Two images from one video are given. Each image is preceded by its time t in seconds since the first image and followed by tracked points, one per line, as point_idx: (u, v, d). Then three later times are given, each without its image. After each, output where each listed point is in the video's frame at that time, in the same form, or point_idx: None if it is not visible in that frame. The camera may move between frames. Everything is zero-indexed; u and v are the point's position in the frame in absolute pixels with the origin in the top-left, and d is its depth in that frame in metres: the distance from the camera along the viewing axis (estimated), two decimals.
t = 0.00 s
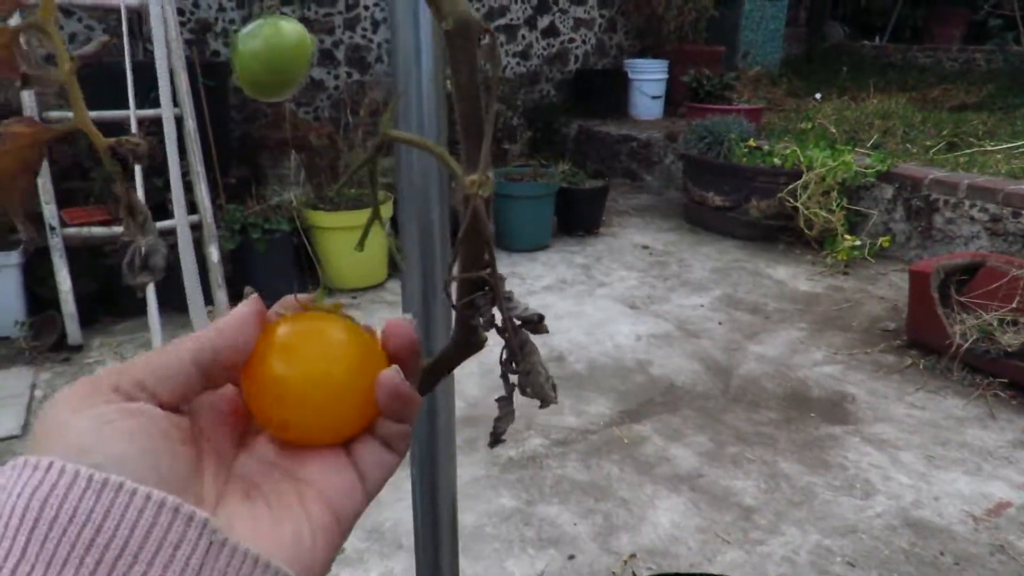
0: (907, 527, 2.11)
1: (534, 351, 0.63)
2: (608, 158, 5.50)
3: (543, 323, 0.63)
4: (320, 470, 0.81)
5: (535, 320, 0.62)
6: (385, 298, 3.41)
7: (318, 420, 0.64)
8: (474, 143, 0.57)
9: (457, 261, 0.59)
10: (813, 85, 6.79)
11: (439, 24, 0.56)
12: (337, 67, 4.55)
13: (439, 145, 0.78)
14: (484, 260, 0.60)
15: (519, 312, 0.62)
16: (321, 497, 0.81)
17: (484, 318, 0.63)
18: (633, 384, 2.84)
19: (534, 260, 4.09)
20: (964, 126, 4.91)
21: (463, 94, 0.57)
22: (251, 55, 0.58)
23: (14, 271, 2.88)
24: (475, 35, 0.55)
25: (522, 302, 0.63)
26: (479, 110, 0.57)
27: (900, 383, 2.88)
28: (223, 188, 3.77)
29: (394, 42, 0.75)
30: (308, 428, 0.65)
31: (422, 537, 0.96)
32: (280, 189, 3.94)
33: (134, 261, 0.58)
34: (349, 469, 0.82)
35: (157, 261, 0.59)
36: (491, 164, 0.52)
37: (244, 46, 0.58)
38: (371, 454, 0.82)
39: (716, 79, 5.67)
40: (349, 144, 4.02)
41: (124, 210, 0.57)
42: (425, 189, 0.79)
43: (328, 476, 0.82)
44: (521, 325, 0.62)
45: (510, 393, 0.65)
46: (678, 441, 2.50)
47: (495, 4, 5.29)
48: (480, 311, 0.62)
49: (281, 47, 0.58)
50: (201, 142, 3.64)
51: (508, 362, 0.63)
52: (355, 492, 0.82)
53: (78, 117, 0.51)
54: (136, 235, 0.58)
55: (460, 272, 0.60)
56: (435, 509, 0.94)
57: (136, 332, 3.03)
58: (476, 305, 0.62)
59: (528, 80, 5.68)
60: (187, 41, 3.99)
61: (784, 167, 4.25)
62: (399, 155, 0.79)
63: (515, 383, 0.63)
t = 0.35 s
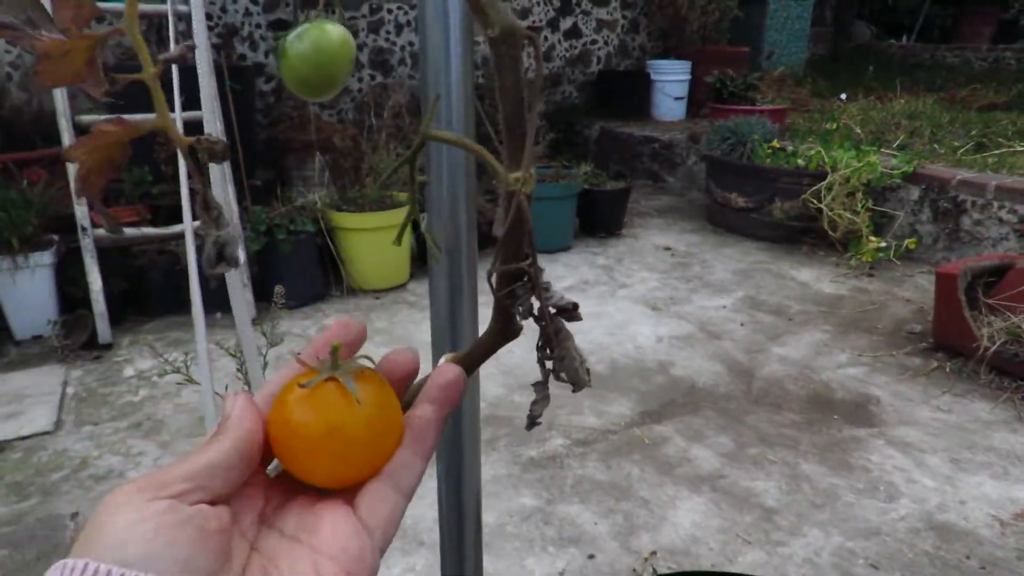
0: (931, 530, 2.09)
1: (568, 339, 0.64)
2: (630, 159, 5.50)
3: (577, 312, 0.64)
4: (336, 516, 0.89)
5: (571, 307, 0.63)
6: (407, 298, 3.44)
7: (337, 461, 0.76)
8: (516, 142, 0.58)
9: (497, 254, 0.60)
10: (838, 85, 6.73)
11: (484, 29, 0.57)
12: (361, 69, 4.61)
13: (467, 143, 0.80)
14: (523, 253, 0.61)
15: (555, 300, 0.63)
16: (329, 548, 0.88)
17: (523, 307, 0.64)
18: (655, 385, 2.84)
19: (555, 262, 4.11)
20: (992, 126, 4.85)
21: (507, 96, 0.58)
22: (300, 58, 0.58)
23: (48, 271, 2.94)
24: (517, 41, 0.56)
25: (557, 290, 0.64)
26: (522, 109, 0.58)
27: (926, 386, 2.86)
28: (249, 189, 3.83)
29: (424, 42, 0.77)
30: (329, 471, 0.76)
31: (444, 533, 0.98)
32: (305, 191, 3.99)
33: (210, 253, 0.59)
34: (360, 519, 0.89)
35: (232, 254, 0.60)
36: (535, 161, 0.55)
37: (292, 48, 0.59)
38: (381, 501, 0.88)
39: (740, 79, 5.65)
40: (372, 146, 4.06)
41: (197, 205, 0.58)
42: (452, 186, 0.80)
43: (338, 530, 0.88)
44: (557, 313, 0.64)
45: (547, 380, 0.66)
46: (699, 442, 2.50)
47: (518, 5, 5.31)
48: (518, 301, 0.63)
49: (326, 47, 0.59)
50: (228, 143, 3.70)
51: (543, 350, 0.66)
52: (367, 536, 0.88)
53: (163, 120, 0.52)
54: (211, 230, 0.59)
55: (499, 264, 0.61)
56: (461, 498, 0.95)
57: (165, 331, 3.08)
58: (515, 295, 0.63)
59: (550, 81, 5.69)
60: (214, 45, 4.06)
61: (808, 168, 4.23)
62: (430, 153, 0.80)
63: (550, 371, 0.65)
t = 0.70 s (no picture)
0: (947, 535, 2.08)
1: (574, 342, 0.61)
2: (643, 161, 5.50)
3: (584, 314, 0.61)
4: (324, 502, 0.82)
5: (576, 310, 0.60)
6: (420, 299, 3.45)
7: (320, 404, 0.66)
8: (521, 144, 0.54)
9: (501, 254, 0.57)
10: (853, 86, 6.69)
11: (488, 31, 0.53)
12: (374, 72, 4.62)
13: (479, 144, 0.80)
14: (527, 253, 0.58)
15: (560, 302, 0.60)
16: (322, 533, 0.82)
17: (527, 308, 0.61)
18: (667, 388, 2.84)
19: (567, 263, 4.11)
20: (1011, 127, 4.80)
21: (511, 97, 0.53)
22: (310, 60, 0.58)
23: (66, 271, 2.97)
24: (522, 41, 0.52)
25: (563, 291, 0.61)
26: (526, 109, 0.54)
27: (942, 389, 2.83)
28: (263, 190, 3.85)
29: (435, 45, 0.78)
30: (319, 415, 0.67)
31: (457, 531, 0.99)
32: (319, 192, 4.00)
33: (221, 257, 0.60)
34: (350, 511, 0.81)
35: (240, 257, 0.61)
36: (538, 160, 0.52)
37: (302, 49, 0.59)
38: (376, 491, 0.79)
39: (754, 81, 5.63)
40: (385, 147, 4.08)
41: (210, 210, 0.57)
42: (463, 188, 0.81)
43: (322, 514, 0.82)
44: (562, 315, 0.60)
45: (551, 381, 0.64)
46: (712, 444, 2.49)
47: (531, 7, 5.31)
48: (523, 302, 0.60)
49: (337, 52, 0.59)
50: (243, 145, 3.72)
51: (549, 352, 0.63)
52: (350, 526, 0.82)
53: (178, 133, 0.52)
54: (223, 235, 0.58)
55: (503, 266, 0.58)
56: (472, 496, 0.96)
57: (180, 331, 3.10)
58: (520, 296, 0.60)
59: (563, 83, 5.69)
60: (230, 48, 4.09)
61: (822, 170, 4.21)
62: (442, 157, 0.81)
63: (556, 373, 0.62)
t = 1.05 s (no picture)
0: (955, 538, 2.07)
1: (574, 344, 0.61)
2: (650, 162, 5.50)
3: (584, 316, 0.61)
4: (337, 524, 0.83)
5: (576, 312, 0.61)
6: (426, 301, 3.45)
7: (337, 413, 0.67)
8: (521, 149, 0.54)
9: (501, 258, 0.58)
10: (861, 87, 6.67)
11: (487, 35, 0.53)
12: (381, 74, 4.63)
13: (480, 146, 0.81)
14: (528, 257, 0.58)
15: (560, 305, 0.60)
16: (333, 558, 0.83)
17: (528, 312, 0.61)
18: (673, 390, 2.83)
19: (573, 265, 4.11)
20: (1019, 128, 4.78)
21: (509, 103, 0.54)
22: (311, 65, 0.59)
23: (74, 274, 2.99)
24: (521, 46, 0.52)
25: (562, 294, 0.62)
26: (526, 115, 0.54)
27: (950, 392, 2.82)
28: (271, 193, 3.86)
29: (437, 46, 0.78)
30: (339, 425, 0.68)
31: (460, 533, 0.99)
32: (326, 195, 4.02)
33: (228, 265, 0.59)
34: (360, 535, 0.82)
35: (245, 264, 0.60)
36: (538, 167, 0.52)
37: (303, 55, 0.59)
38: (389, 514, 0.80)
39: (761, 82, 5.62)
40: (391, 150, 4.09)
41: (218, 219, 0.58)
42: (465, 191, 0.81)
43: (335, 535, 0.83)
44: (562, 318, 0.61)
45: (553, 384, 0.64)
46: (718, 447, 2.49)
47: (537, 10, 5.32)
48: (523, 306, 0.61)
49: (337, 56, 0.59)
50: (251, 149, 3.74)
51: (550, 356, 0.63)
52: (364, 555, 0.82)
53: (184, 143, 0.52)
54: (228, 242, 0.59)
55: (504, 270, 0.58)
56: (474, 498, 0.96)
57: (187, 333, 3.12)
58: (521, 299, 0.60)
59: (569, 85, 5.69)
60: (237, 52, 4.11)
61: (830, 171, 4.20)
62: (443, 161, 0.81)
63: (557, 375, 0.63)
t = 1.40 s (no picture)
0: (961, 541, 2.07)
1: (573, 347, 0.61)
2: (655, 165, 5.50)
3: (582, 321, 0.61)
4: (339, 524, 0.85)
5: (575, 317, 0.60)
6: (431, 304, 3.46)
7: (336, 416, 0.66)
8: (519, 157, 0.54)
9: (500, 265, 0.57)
10: (866, 89, 6.66)
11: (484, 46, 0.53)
12: (386, 78, 4.65)
13: (480, 152, 0.82)
14: (526, 262, 0.58)
15: (558, 310, 0.60)
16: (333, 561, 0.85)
17: (527, 317, 0.60)
18: (679, 392, 2.84)
19: (578, 267, 4.12)
20: None
21: (507, 115, 0.54)
22: (310, 75, 0.60)
23: (81, 278, 3.01)
24: (518, 59, 0.52)
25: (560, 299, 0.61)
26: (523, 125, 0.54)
27: (956, 394, 2.81)
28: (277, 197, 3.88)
29: (437, 54, 0.79)
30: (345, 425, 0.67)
31: (462, 534, 1.00)
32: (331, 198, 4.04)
33: (226, 271, 0.60)
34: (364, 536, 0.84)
35: (244, 270, 0.61)
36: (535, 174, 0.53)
37: (302, 65, 0.60)
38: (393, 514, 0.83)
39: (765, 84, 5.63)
40: (396, 153, 4.11)
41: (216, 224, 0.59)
42: (465, 195, 0.82)
43: (338, 534, 0.85)
44: (561, 323, 0.61)
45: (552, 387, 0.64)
46: (723, 449, 2.49)
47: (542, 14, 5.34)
48: (522, 312, 0.60)
49: (335, 67, 0.60)
50: (257, 153, 3.77)
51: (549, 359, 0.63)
52: (363, 554, 0.85)
53: (187, 151, 0.53)
54: (227, 249, 0.59)
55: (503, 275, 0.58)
56: (477, 500, 0.97)
57: (194, 337, 3.13)
58: (519, 305, 0.60)
59: (573, 88, 5.69)
60: (243, 56, 4.13)
61: (835, 173, 4.20)
62: (443, 166, 0.82)
63: (555, 378, 0.63)
